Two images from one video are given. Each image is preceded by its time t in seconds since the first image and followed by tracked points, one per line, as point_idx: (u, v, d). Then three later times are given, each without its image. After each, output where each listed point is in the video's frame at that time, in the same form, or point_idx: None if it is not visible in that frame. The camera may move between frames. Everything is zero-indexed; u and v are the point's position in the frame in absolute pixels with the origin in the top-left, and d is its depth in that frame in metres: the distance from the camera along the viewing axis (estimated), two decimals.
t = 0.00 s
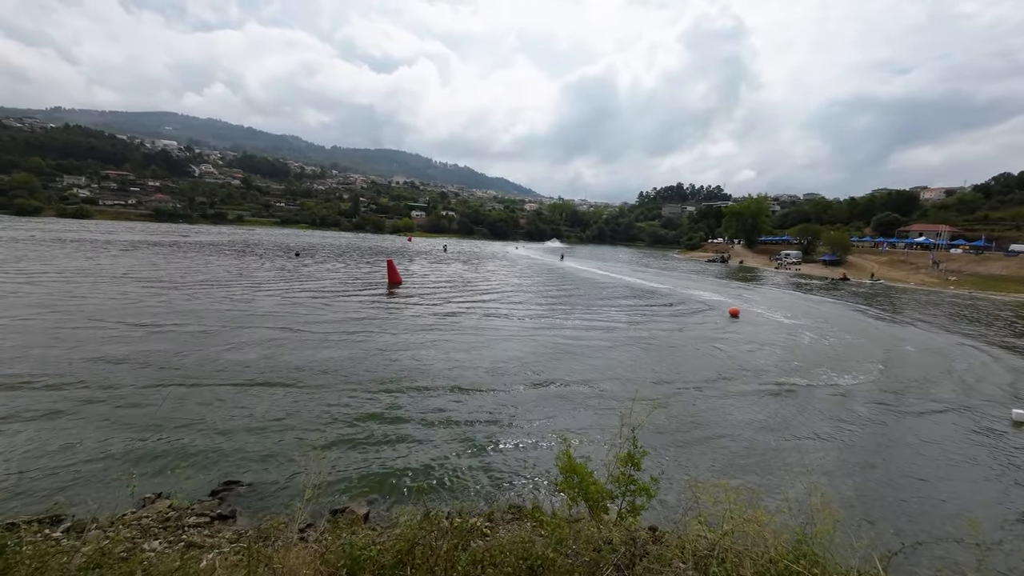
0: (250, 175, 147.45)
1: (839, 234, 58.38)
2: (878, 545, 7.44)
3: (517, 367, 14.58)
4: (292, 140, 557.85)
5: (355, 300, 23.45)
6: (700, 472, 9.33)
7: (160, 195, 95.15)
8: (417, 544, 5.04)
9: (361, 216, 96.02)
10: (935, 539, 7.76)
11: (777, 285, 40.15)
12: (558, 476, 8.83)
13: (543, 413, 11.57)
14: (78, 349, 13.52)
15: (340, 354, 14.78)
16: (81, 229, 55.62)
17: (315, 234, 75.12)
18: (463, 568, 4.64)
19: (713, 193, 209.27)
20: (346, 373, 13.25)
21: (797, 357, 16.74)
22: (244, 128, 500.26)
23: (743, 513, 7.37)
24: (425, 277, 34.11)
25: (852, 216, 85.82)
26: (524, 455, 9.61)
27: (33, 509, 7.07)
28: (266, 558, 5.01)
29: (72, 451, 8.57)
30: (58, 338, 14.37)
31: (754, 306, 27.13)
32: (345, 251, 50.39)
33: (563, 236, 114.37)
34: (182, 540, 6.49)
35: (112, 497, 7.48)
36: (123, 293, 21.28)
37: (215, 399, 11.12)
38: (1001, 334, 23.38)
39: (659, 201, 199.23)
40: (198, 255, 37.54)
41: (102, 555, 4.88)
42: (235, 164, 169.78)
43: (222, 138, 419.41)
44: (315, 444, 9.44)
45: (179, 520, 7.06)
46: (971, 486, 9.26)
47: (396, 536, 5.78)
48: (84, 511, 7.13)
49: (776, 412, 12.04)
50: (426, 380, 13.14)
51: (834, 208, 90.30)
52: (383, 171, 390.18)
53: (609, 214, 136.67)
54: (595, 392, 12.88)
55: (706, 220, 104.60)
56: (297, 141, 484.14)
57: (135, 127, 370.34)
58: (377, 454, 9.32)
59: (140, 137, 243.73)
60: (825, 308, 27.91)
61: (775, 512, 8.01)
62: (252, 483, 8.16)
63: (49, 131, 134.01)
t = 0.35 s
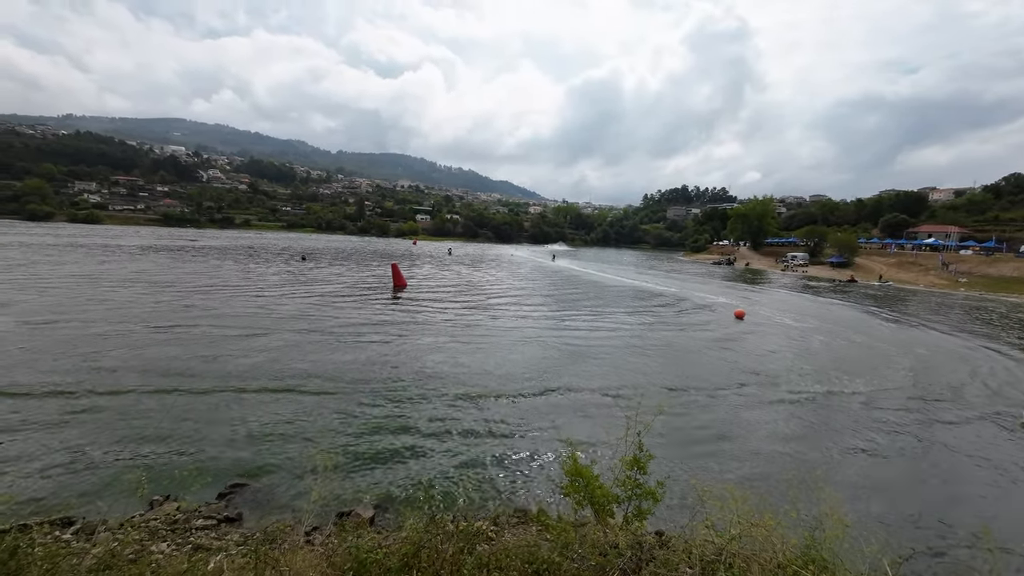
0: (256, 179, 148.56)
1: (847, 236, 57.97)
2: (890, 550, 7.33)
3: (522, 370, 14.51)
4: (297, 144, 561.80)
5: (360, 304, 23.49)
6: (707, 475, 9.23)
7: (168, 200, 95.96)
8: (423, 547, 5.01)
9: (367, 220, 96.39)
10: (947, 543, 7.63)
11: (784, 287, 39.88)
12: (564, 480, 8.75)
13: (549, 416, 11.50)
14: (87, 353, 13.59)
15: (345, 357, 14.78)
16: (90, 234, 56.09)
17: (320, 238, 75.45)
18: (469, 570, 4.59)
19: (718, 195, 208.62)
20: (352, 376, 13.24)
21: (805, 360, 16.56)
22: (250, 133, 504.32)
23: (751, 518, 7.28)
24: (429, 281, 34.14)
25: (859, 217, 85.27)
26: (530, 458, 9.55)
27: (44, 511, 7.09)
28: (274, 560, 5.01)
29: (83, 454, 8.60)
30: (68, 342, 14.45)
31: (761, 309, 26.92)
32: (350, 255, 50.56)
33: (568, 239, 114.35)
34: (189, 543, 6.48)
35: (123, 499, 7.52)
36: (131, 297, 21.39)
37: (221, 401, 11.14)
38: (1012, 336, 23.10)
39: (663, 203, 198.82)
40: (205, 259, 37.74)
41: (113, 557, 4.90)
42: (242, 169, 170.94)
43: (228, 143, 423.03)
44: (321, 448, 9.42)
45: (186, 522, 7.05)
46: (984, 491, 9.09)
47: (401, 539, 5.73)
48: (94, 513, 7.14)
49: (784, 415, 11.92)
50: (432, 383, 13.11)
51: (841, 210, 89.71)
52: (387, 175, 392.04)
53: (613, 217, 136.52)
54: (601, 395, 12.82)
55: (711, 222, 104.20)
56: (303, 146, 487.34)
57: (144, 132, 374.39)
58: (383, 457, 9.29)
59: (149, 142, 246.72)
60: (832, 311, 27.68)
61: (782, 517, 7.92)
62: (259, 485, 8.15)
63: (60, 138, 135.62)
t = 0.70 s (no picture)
0: (269, 186, 150.74)
1: (863, 239, 57.14)
2: (911, 561, 7.11)
3: (532, 375, 14.44)
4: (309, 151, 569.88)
5: (371, 309, 23.60)
6: (720, 482, 9.06)
7: (185, 207, 97.57)
8: (435, 552, 4.93)
9: (377, 226, 97.20)
10: (972, 555, 7.38)
11: (799, 291, 39.33)
12: (575, 487, 8.59)
13: (560, 421, 11.40)
14: (107, 357, 13.79)
15: (356, 362, 14.80)
16: (109, 241, 57.21)
17: (331, 244, 76.18)
18: None
19: (728, 198, 207.21)
20: (362, 380, 13.30)
21: (821, 366, 16.27)
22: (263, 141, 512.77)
23: (769, 527, 7.10)
24: (439, 286, 34.19)
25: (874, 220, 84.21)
26: (541, 464, 9.45)
27: (65, 513, 7.15)
28: (285, 564, 4.96)
29: (103, 456, 8.69)
30: (88, 347, 14.68)
31: (774, 313, 26.60)
32: (361, 260, 50.94)
33: (577, 243, 114.20)
34: (204, 545, 6.48)
35: (137, 502, 7.54)
36: (149, 303, 21.72)
37: (236, 405, 11.21)
38: None
39: (673, 207, 198.06)
40: (220, 266, 38.28)
41: (130, 559, 4.92)
42: (256, 177, 173.58)
43: (242, 152, 430.27)
44: (332, 452, 9.40)
45: (201, 524, 7.04)
46: (1008, 500, 8.82)
47: (412, 544, 5.65)
48: (112, 516, 7.19)
49: (799, 421, 11.70)
50: (441, 388, 13.10)
51: (856, 212, 88.42)
52: (397, 181, 395.72)
53: (623, 221, 136.29)
54: (612, 401, 12.70)
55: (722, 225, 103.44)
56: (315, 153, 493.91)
57: (160, 141, 382.21)
58: (395, 460, 9.28)
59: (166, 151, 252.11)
60: (847, 315, 27.27)
61: (799, 526, 7.72)
62: (273, 488, 8.16)
63: (81, 148, 138.75)
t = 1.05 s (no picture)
0: (287, 193, 153.28)
1: (887, 239, 55.80)
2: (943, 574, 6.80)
3: (548, 379, 14.31)
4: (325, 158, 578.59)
5: (387, 312, 23.75)
6: (742, 489, 8.81)
7: (208, 214, 99.84)
8: (451, 557, 4.82)
9: (393, 230, 98.06)
10: (1011, 568, 7.01)
11: (821, 293, 38.54)
12: (592, 491, 8.43)
13: (576, 425, 11.23)
14: (136, 359, 14.11)
15: (373, 365, 14.84)
16: (136, 247, 58.77)
17: (348, 249, 77.09)
18: None
19: (746, 200, 204.46)
20: (378, 383, 13.33)
21: (847, 371, 15.85)
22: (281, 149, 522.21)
23: (793, 536, 6.85)
24: (454, 290, 34.28)
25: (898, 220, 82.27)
26: (558, 467, 9.31)
27: (95, 511, 7.25)
28: (304, 564, 4.90)
29: (131, 456, 8.82)
30: (118, 349, 15.04)
31: (795, 316, 26.10)
32: (377, 265, 51.41)
33: (591, 246, 113.80)
34: (225, 545, 6.47)
35: (158, 501, 7.60)
36: (175, 307, 22.21)
37: (258, 407, 11.32)
38: None
39: (689, 209, 196.35)
40: (243, 270, 39.03)
41: (157, 557, 4.83)
42: (274, 183, 176.76)
43: (261, 159, 438.53)
44: (349, 454, 9.38)
45: (222, 524, 7.05)
46: None
47: (428, 547, 5.56)
48: (138, 514, 7.26)
49: (824, 428, 11.36)
50: (458, 391, 13.03)
51: (879, 212, 86.46)
52: (412, 186, 399.36)
53: (638, 223, 135.37)
54: (629, 405, 12.50)
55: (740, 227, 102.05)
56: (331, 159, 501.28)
57: (182, 150, 391.59)
58: (411, 463, 9.22)
59: (188, 159, 258.35)
60: (872, 318, 26.59)
61: (825, 536, 7.44)
62: (291, 489, 8.15)
63: (110, 158, 143.16)
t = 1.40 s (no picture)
0: (305, 198, 155.46)
1: (914, 238, 54.26)
2: None
3: (563, 381, 14.12)
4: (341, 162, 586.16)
5: (402, 315, 23.77)
6: (765, 493, 8.51)
7: (229, 219, 101.67)
8: (467, 560, 4.68)
9: (409, 233, 98.65)
10: None
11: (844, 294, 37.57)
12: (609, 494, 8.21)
13: (593, 427, 11.01)
14: (159, 361, 14.33)
15: (388, 367, 14.79)
16: (159, 252, 60.08)
17: (364, 252, 77.74)
18: None
19: (764, 199, 201.13)
20: (393, 385, 13.28)
21: (870, 374, 15.32)
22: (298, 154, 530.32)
23: (818, 545, 6.55)
24: (469, 291, 34.23)
25: (925, 218, 80.03)
26: (575, 470, 9.10)
27: (122, 507, 7.30)
28: (324, 563, 4.79)
29: (156, 454, 8.89)
30: (141, 351, 15.30)
31: (817, 317, 25.46)
32: (392, 267, 51.66)
33: (605, 247, 113.08)
34: (246, 543, 6.39)
35: (175, 498, 7.61)
36: (195, 309, 22.54)
37: (274, 407, 11.39)
38: None
39: (705, 209, 193.94)
40: (262, 274, 39.59)
41: (184, 552, 4.58)
42: (292, 187, 179.43)
43: (279, 165, 445.90)
44: (364, 454, 9.31)
45: (244, 522, 7.02)
46: None
47: (444, 548, 5.42)
48: (165, 510, 7.27)
49: (850, 433, 10.96)
50: (473, 393, 12.92)
51: (904, 210, 84.21)
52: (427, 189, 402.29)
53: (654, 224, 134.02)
54: (646, 407, 12.23)
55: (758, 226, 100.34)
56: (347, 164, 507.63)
57: (204, 157, 400.42)
58: (426, 464, 9.10)
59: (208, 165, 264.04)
60: (899, 319, 25.77)
61: (852, 544, 7.12)
62: (307, 489, 8.10)
63: (136, 165, 147.06)
